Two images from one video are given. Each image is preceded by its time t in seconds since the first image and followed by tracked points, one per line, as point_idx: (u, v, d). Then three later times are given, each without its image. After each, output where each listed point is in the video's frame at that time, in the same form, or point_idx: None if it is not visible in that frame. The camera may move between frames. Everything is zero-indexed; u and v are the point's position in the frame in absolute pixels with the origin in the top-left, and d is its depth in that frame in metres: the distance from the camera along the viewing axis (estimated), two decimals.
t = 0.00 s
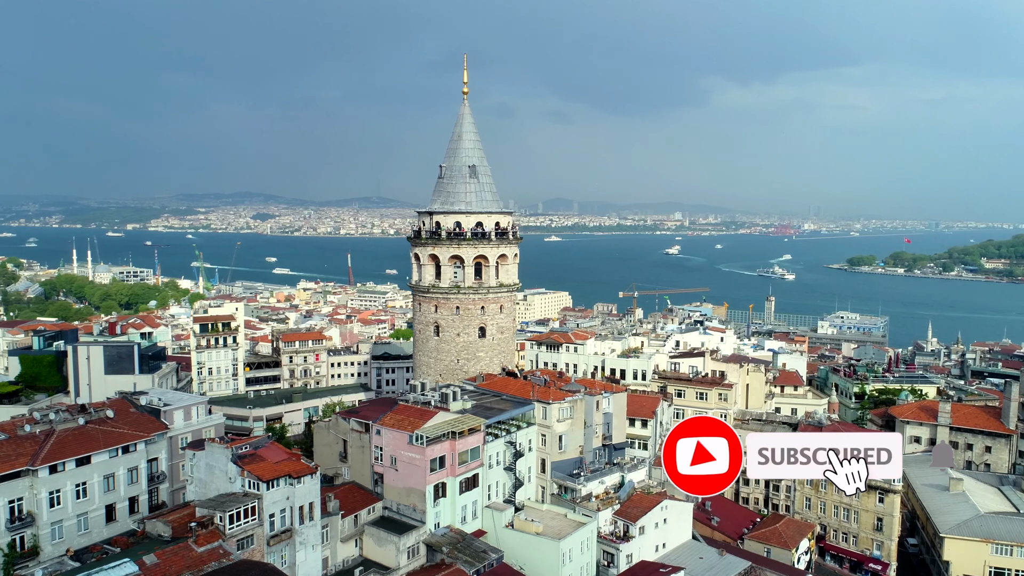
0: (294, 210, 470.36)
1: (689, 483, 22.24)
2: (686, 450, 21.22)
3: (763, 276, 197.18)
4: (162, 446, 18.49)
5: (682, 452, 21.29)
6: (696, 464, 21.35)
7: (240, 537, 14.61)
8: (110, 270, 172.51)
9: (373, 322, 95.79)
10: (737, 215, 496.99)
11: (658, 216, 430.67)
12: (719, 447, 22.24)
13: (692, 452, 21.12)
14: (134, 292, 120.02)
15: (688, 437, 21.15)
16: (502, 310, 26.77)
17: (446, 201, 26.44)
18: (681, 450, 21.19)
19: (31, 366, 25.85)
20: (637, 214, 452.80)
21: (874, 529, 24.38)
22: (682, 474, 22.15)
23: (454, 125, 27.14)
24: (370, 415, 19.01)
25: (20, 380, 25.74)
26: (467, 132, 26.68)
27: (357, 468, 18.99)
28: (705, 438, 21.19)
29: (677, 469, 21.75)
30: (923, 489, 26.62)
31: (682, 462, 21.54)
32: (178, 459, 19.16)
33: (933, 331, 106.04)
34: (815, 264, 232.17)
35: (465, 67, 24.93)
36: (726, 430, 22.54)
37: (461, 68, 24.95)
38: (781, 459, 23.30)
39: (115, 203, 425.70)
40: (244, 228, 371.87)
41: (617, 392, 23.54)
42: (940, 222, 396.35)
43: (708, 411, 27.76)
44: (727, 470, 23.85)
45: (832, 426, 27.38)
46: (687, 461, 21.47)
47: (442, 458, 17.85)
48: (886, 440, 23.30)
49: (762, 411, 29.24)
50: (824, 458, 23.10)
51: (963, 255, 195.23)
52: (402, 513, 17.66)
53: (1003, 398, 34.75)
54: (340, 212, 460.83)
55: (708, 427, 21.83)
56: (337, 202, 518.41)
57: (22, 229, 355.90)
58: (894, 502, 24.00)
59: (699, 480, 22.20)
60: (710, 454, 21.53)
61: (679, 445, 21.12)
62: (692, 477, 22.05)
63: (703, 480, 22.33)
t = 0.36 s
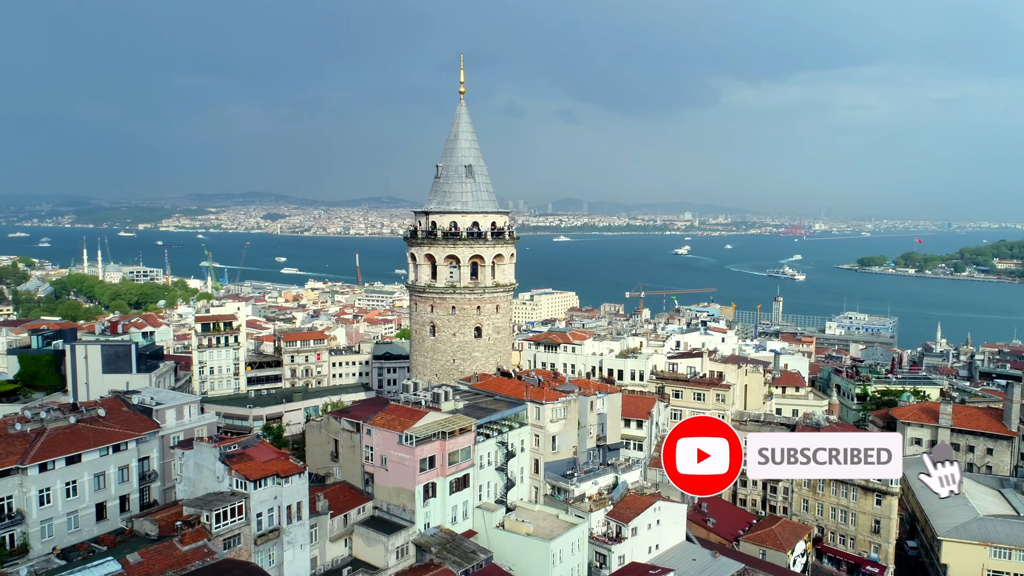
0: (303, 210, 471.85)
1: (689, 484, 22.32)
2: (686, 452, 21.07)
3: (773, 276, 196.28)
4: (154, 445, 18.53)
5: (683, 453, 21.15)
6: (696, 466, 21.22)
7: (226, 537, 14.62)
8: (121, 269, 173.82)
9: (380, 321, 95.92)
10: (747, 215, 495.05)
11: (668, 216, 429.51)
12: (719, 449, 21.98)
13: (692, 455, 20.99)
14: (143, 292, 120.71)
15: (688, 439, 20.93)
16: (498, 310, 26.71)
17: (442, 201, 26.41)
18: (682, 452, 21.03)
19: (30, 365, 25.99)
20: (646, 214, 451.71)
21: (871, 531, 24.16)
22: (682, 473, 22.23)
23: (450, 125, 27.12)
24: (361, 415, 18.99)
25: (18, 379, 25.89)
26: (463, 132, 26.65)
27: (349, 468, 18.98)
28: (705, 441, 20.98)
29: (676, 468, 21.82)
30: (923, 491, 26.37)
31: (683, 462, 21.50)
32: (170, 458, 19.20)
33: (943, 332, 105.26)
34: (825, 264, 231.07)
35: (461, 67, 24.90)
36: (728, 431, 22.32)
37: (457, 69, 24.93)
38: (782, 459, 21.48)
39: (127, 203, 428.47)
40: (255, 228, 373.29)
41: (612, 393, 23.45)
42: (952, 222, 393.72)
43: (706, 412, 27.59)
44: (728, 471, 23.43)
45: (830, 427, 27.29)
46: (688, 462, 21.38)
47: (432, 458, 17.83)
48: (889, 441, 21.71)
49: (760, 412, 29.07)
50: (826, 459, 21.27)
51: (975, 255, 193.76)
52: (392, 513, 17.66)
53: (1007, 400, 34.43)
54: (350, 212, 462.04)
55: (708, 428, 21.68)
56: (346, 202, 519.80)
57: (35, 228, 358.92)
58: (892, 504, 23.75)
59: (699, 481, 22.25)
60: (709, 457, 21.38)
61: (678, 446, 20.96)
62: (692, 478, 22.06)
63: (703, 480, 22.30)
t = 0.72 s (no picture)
0: (313, 210, 473.25)
1: (689, 484, 22.19)
2: (686, 452, 20.94)
3: (783, 277, 195.34)
4: (145, 444, 18.60)
5: (683, 453, 21.06)
6: (696, 466, 21.10)
7: (213, 535, 14.63)
8: (131, 268, 175.02)
9: (387, 321, 96.05)
10: (758, 215, 492.61)
11: (678, 216, 428.19)
12: (719, 449, 21.98)
13: (692, 455, 20.86)
14: (153, 291, 121.46)
15: (688, 439, 20.88)
16: (494, 310, 26.68)
17: (438, 201, 26.41)
18: (682, 452, 20.92)
19: (29, 364, 26.19)
20: (656, 214, 450.39)
21: (868, 534, 23.95)
22: (682, 473, 22.09)
23: (447, 124, 27.10)
24: (352, 415, 19.00)
25: (17, 377, 26.07)
26: (459, 133, 26.64)
27: (340, 468, 19.00)
28: (705, 441, 20.95)
29: (676, 469, 21.73)
30: (922, 493, 26.18)
31: (683, 463, 21.38)
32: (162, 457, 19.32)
33: (953, 333, 104.41)
34: (836, 264, 229.70)
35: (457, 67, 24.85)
36: (728, 431, 22.42)
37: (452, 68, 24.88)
38: (782, 459, 21.23)
39: (139, 204, 431.02)
40: (265, 228, 374.79)
41: (606, 393, 23.39)
42: (965, 222, 390.84)
43: (703, 412, 27.43)
44: (728, 471, 23.56)
45: (828, 428, 27.16)
46: (688, 463, 21.25)
47: (423, 458, 17.83)
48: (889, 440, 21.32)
49: (758, 413, 28.91)
50: (826, 459, 21.08)
51: (987, 256, 192.14)
52: (382, 513, 17.66)
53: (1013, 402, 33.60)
54: (360, 212, 462.97)
55: (708, 429, 21.72)
56: (356, 202, 520.88)
57: (48, 228, 361.80)
58: (889, 506, 23.52)
59: (699, 481, 22.16)
60: (709, 457, 21.31)
61: (679, 445, 20.89)
62: (693, 478, 21.90)
63: (704, 480, 22.15)
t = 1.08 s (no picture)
0: (323, 210, 474.68)
1: (689, 483, 22.04)
2: (686, 452, 20.79)
3: (793, 278, 194.37)
4: (139, 443, 18.69)
5: (684, 452, 20.89)
6: (696, 465, 20.94)
7: (202, 534, 14.66)
8: (141, 268, 176.11)
9: (394, 321, 96.19)
10: (767, 215, 490.92)
11: (688, 216, 427.12)
12: (719, 449, 21.53)
13: (692, 454, 20.67)
14: (162, 290, 122.13)
15: (688, 439, 20.52)
16: (490, 310, 26.66)
17: (435, 201, 26.42)
18: (682, 451, 20.75)
19: (29, 363, 26.35)
20: (665, 214, 449.39)
21: (866, 536, 23.81)
22: (683, 473, 22.05)
23: (444, 124, 27.15)
24: (344, 415, 19.04)
25: (17, 376, 26.26)
26: (457, 133, 26.68)
27: (332, 467, 19.02)
28: (705, 441, 20.48)
29: (677, 467, 21.71)
30: (922, 495, 26.02)
31: (682, 462, 21.40)
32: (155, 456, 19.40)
33: (963, 334, 103.65)
34: (846, 265, 228.57)
35: (454, 66, 24.88)
36: (728, 431, 21.87)
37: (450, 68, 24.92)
38: (781, 459, 19.97)
39: (150, 204, 433.67)
40: (275, 228, 376.06)
41: (602, 393, 23.31)
42: (977, 222, 388.16)
43: (701, 413, 27.27)
44: (728, 471, 23.12)
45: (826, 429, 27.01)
46: (688, 461, 21.14)
47: (414, 458, 17.84)
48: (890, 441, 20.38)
49: (757, 414, 28.76)
50: (827, 458, 19.73)
51: (998, 256, 190.68)
52: (373, 513, 17.69)
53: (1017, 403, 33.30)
54: (369, 212, 464.14)
55: (709, 428, 21.13)
56: (365, 202, 522.23)
57: (60, 228, 364.46)
58: (887, 508, 23.36)
59: (699, 480, 22.07)
60: (709, 457, 21.00)
61: (680, 445, 20.63)
62: (693, 477, 21.84)
63: (704, 480, 21.96)
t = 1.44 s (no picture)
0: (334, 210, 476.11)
1: (689, 482, 21.73)
2: (687, 452, 20.32)
3: (805, 278, 193.21)
4: (131, 441, 18.73)
5: (685, 452, 20.42)
6: (696, 466, 20.59)
7: (189, 533, 14.75)
8: (154, 268, 177.21)
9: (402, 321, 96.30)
10: (779, 215, 488.49)
11: (700, 216, 425.58)
12: (720, 449, 21.17)
13: (692, 454, 20.20)
14: (172, 290, 122.81)
15: (688, 438, 20.14)
16: (487, 310, 26.58)
17: (432, 201, 26.39)
18: (682, 451, 20.31)
19: (29, 361, 26.49)
20: (676, 214, 448.05)
21: (864, 538, 23.62)
22: (683, 473, 21.72)
23: (442, 124, 27.12)
24: (336, 414, 19.05)
25: (17, 375, 26.40)
26: (454, 132, 26.65)
27: (323, 467, 19.01)
28: (705, 441, 20.04)
29: (677, 467, 21.38)
30: (921, 497, 25.77)
31: (683, 462, 21.10)
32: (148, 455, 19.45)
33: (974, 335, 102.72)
34: (858, 265, 227.03)
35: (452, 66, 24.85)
36: (729, 431, 21.41)
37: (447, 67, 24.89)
38: (781, 460, 19.17)
39: (162, 204, 436.51)
40: (286, 227, 377.50)
41: (596, 394, 23.30)
42: (993, 222, 384.55)
43: (699, 413, 27.12)
44: (728, 471, 22.65)
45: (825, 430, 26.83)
46: (688, 462, 20.89)
47: (404, 457, 17.84)
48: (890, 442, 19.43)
49: (755, 415, 28.62)
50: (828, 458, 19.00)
51: (1012, 256, 188.80)
52: (363, 512, 17.69)
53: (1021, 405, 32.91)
54: (380, 212, 465.11)
55: (709, 428, 20.81)
56: (375, 202, 523.50)
57: (74, 227, 367.14)
58: (885, 510, 23.20)
59: (700, 480, 21.66)
60: (710, 457, 20.60)
61: (681, 444, 20.17)
62: (694, 477, 21.49)
63: (703, 480, 21.63)
